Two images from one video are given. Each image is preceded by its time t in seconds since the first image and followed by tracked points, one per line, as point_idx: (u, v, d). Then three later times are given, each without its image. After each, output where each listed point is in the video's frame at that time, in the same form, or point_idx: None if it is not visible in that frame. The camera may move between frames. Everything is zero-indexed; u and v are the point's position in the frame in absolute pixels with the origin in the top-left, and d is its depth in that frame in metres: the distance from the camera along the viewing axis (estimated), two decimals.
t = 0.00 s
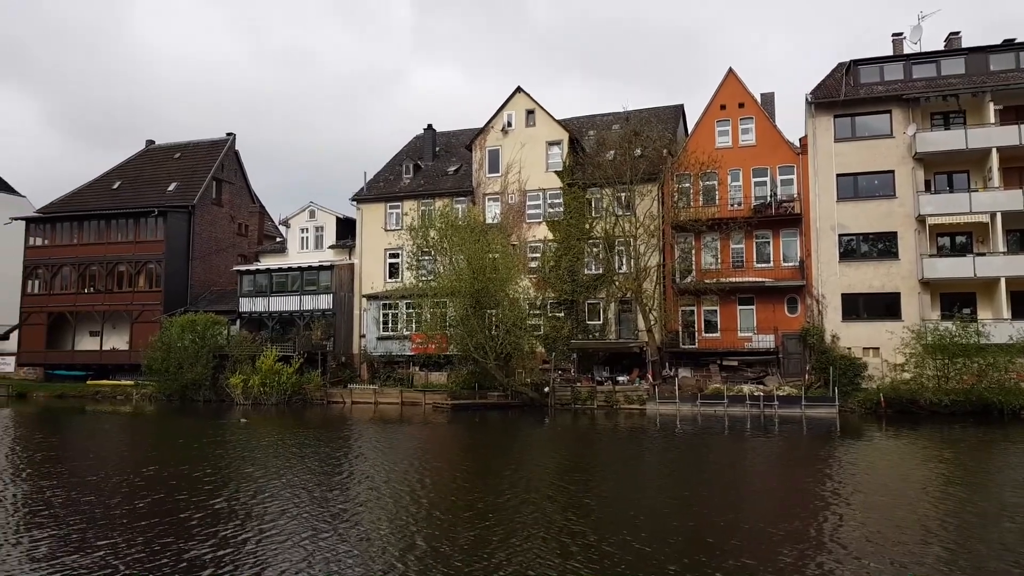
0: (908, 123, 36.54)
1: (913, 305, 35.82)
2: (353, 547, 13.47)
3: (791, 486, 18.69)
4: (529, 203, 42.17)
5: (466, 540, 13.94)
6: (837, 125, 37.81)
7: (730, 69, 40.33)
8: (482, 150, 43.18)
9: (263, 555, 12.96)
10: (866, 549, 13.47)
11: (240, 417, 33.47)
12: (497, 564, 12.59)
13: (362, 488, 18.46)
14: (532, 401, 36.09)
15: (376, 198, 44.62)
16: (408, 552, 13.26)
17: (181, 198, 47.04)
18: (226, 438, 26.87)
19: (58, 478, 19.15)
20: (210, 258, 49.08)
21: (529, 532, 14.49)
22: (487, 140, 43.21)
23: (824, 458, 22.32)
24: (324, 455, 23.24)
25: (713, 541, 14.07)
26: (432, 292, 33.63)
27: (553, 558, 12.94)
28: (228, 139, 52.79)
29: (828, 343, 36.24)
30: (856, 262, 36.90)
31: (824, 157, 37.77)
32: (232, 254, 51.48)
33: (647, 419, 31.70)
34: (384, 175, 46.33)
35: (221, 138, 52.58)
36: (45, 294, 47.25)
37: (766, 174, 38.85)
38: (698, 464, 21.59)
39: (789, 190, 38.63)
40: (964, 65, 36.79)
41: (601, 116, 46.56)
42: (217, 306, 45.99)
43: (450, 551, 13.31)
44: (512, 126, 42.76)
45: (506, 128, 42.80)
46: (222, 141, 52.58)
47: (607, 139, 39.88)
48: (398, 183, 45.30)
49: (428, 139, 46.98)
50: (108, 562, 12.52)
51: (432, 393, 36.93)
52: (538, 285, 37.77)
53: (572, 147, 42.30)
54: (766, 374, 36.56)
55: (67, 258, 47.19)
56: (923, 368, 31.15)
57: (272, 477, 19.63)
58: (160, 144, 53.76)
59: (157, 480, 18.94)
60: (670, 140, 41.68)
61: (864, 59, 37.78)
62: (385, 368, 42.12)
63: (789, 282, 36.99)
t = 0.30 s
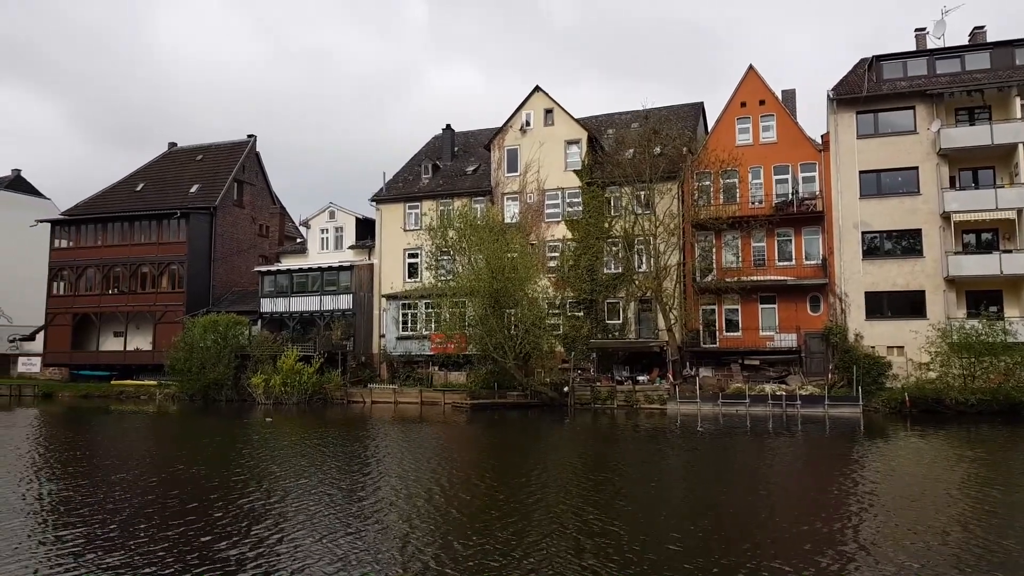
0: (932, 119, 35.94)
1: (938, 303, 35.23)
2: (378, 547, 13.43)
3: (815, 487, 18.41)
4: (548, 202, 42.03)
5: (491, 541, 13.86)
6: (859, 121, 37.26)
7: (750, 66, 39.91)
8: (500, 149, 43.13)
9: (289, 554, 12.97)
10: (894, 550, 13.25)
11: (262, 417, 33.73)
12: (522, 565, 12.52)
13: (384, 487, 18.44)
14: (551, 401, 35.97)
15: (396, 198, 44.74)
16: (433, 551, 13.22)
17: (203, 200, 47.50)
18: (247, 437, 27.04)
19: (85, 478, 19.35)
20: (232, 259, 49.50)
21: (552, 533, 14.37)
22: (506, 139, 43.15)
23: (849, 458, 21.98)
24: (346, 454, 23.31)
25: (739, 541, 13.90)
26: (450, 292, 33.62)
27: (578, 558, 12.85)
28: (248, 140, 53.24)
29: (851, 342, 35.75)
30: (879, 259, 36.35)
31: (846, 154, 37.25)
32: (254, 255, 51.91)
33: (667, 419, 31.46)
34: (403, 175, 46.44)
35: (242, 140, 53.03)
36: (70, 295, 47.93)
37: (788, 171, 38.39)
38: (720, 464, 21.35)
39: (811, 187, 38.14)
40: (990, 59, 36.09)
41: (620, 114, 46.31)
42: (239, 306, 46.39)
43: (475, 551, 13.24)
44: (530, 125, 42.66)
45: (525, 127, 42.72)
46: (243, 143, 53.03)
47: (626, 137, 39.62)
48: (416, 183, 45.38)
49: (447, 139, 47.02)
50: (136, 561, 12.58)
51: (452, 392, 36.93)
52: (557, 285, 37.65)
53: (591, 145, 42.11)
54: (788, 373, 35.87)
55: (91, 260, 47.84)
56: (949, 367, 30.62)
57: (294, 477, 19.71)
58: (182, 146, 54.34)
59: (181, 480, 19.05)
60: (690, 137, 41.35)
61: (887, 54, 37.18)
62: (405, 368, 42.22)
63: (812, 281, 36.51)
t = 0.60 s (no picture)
0: (958, 111, 35.27)
1: (965, 298, 34.58)
2: (405, 546, 13.41)
3: (842, 485, 18.12)
4: (567, 200, 41.86)
5: (517, 539, 13.80)
6: (883, 114, 36.67)
7: (771, 60, 39.43)
8: (519, 147, 43.02)
9: (318, 553, 12.99)
10: (928, 549, 13.00)
11: (285, 416, 33.93)
12: (549, 564, 12.44)
13: (408, 486, 18.44)
14: (573, 399, 35.80)
15: (415, 198, 44.82)
16: (460, 550, 13.18)
17: (225, 202, 47.94)
18: (270, 437, 27.19)
19: (114, 478, 19.54)
20: (253, 260, 49.92)
21: (578, 532, 14.28)
22: (524, 138, 43.02)
23: (875, 456, 21.65)
24: (370, 453, 23.38)
25: (769, 540, 13.71)
26: (471, 291, 33.61)
27: (605, 557, 12.76)
28: (269, 143, 53.65)
29: (877, 338, 35.22)
30: (905, 254, 35.75)
31: (870, 147, 36.67)
32: (275, 256, 52.33)
33: (690, 417, 31.19)
34: (422, 175, 46.52)
35: (262, 143, 53.45)
36: (96, 297, 48.61)
37: (810, 166, 37.89)
38: (745, 463, 21.08)
39: (834, 182, 37.60)
40: (1017, 49, 35.32)
41: (639, 110, 46.01)
42: (261, 307, 46.79)
43: (501, 550, 13.19)
44: (549, 123, 42.51)
45: (543, 125, 42.57)
46: (263, 145, 53.47)
47: (645, 133, 39.31)
48: (435, 183, 45.43)
49: (465, 139, 47.01)
50: (167, 559, 12.66)
51: (472, 392, 36.90)
52: (578, 283, 37.54)
53: (610, 142, 41.87)
54: (813, 370, 35.69)
55: (116, 263, 48.48)
56: (977, 362, 30.25)
57: (321, 476, 19.77)
58: (203, 149, 54.87)
59: (208, 480, 19.18)
60: (710, 133, 40.96)
61: (911, 46, 36.53)
62: (425, 367, 42.29)
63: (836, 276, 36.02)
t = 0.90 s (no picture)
0: (987, 107, 34.55)
1: (995, 296, 33.88)
2: (428, 545, 13.41)
3: (868, 486, 17.83)
4: (589, 199, 41.67)
5: (539, 538, 13.78)
6: (910, 110, 36.01)
7: (795, 57, 38.95)
8: (540, 147, 42.92)
9: (343, 551, 13.02)
10: (957, 551, 12.76)
11: (308, 416, 34.20)
12: (572, 563, 12.38)
13: (430, 486, 18.45)
14: (595, 399, 35.61)
15: (436, 198, 44.93)
16: (483, 549, 13.16)
17: (249, 204, 48.42)
18: (294, 436, 27.38)
19: (140, 477, 19.73)
20: (278, 261, 50.39)
21: (601, 531, 14.20)
22: (545, 137, 42.92)
23: (902, 456, 21.30)
24: (391, 453, 23.44)
25: (794, 541, 13.52)
26: (492, 291, 33.57)
27: (628, 557, 12.68)
28: (292, 144, 54.10)
29: (904, 338, 34.63)
30: (932, 252, 35.10)
31: (896, 144, 36.05)
32: (298, 256, 52.77)
33: (714, 417, 30.88)
34: (443, 175, 46.60)
35: (285, 144, 53.91)
36: (123, 298, 49.36)
37: (836, 163, 37.35)
38: (770, 463, 20.86)
39: (860, 180, 37.03)
40: None
41: (660, 108, 45.70)
42: (285, 307, 47.18)
43: (524, 549, 13.14)
44: (570, 122, 42.37)
45: (564, 124, 42.43)
46: (286, 147, 53.94)
47: (668, 131, 38.92)
48: (456, 183, 45.49)
49: (487, 139, 47.02)
50: (194, 556, 12.77)
51: (494, 391, 36.91)
52: (599, 282, 37.31)
53: (631, 141, 41.62)
54: (839, 370, 35.40)
55: (142, 264, 49.19)
56: (1007, 362, 29.32)
57: (343, 475, 19.85)
58: (228, 152, 55.47)
59: (233, 478, 19.33)
60: (734, 131, 40.54)
61: (938, 41, 35.83)
62: (447, 367, 42.38)
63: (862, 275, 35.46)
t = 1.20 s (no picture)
0: (1015, 104, 33.76)
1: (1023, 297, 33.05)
2: (444, 544, 13.29)
3: (891, 488, 17.46)
4: (609, 198, 41.39)
5: (552, 538, 13.67)
6: (935, 108, 35.30)
7: (818, 54, 38.39)
8: (560, 146, 42.71)
9: (358, 549, 12.92)
10: (983, 554, 12.44)
11: (328, 413, 34.34)
12: (587, 564, 12.22)
13: (445, 485, 18.35)
14: (615, 399, 35.35)
15: (455, 197, 44.90)
16: (498, 549, 13.02)
17: (270, 203, 48.74)
18: (315, 434, 27.46)
19: (162, 474, 19.82)
20: (298, 260, 50.63)
21: (617, 532, 14.04)
22: (566, 136, 42.70)
23: (927, 458, 20.86)
24: (409, 451, 23.40)
25: (816, 543, 13.25)
26: (512, 290, 33.45)
27: (645, 558, 12.51)
28: (312, 144, 54.35)
29: (928, 338, 33.94)
30: (958, 252, 34.37)
31: (921, 142, 35.36)
32: (319, 255, 53.04)
33: (735, 418, 30.53)
34: (463, 174, 46.53)
35: (306, 144, 54.20)
36: (146, 296, 49.92)
37: (860, 162, 36.76)
38: (792, 464, 20.52)
39: (884, 178, 36.38)
40: None
41: (682, 107, 45.30)
42: (305, 306, 47.42)
43: (540, 549, 13.00)
44: (590, 121, 42.12)
45: (585, 123, 42.19)
46: (307, 146, 54.22)
47: (689, 130, 38.30)
48: (476, 182, 45.41)
49: (507, 137, 46.89)
50: (208, 553, 12.71)
51: (514, 390, 36.80)
52: (619, 282, 37.69)
53: (652, 139, 41.28)
54: (861, 370, 34.90)
55: (165, 262, 49.72)
56: None
57: (362, 473, 19.82)
58: (249, 151, 55.87)
59: (250, 476, 19.33)
60: (757, 129, 40.05)
61: (964, 38, 35.09)
62: (466, 365, 42.35)
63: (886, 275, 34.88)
